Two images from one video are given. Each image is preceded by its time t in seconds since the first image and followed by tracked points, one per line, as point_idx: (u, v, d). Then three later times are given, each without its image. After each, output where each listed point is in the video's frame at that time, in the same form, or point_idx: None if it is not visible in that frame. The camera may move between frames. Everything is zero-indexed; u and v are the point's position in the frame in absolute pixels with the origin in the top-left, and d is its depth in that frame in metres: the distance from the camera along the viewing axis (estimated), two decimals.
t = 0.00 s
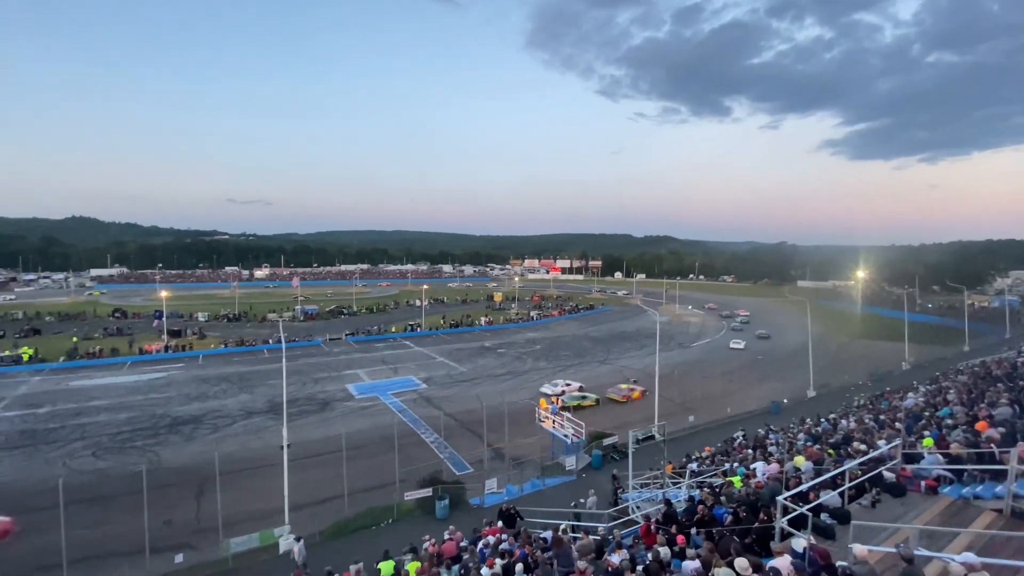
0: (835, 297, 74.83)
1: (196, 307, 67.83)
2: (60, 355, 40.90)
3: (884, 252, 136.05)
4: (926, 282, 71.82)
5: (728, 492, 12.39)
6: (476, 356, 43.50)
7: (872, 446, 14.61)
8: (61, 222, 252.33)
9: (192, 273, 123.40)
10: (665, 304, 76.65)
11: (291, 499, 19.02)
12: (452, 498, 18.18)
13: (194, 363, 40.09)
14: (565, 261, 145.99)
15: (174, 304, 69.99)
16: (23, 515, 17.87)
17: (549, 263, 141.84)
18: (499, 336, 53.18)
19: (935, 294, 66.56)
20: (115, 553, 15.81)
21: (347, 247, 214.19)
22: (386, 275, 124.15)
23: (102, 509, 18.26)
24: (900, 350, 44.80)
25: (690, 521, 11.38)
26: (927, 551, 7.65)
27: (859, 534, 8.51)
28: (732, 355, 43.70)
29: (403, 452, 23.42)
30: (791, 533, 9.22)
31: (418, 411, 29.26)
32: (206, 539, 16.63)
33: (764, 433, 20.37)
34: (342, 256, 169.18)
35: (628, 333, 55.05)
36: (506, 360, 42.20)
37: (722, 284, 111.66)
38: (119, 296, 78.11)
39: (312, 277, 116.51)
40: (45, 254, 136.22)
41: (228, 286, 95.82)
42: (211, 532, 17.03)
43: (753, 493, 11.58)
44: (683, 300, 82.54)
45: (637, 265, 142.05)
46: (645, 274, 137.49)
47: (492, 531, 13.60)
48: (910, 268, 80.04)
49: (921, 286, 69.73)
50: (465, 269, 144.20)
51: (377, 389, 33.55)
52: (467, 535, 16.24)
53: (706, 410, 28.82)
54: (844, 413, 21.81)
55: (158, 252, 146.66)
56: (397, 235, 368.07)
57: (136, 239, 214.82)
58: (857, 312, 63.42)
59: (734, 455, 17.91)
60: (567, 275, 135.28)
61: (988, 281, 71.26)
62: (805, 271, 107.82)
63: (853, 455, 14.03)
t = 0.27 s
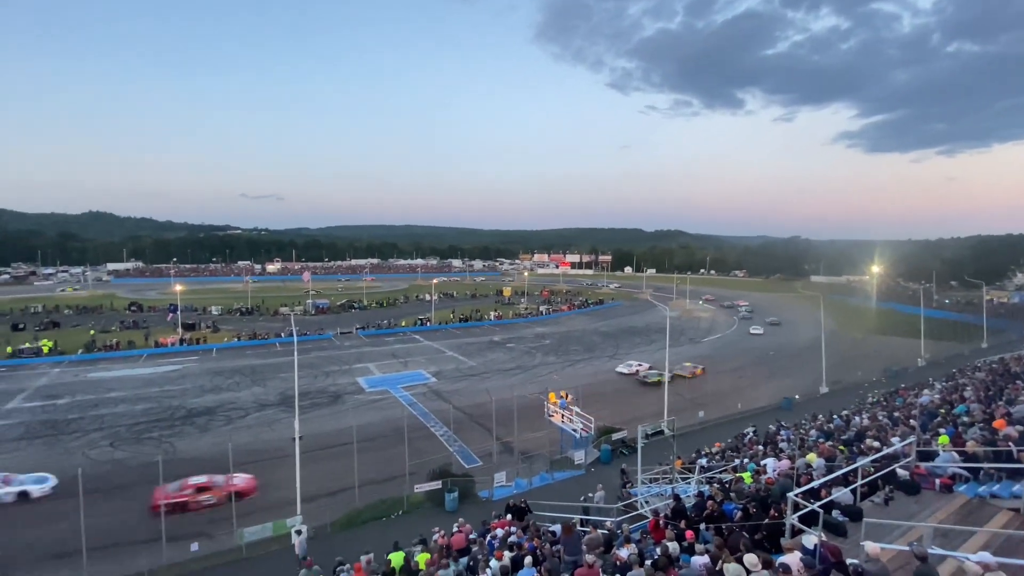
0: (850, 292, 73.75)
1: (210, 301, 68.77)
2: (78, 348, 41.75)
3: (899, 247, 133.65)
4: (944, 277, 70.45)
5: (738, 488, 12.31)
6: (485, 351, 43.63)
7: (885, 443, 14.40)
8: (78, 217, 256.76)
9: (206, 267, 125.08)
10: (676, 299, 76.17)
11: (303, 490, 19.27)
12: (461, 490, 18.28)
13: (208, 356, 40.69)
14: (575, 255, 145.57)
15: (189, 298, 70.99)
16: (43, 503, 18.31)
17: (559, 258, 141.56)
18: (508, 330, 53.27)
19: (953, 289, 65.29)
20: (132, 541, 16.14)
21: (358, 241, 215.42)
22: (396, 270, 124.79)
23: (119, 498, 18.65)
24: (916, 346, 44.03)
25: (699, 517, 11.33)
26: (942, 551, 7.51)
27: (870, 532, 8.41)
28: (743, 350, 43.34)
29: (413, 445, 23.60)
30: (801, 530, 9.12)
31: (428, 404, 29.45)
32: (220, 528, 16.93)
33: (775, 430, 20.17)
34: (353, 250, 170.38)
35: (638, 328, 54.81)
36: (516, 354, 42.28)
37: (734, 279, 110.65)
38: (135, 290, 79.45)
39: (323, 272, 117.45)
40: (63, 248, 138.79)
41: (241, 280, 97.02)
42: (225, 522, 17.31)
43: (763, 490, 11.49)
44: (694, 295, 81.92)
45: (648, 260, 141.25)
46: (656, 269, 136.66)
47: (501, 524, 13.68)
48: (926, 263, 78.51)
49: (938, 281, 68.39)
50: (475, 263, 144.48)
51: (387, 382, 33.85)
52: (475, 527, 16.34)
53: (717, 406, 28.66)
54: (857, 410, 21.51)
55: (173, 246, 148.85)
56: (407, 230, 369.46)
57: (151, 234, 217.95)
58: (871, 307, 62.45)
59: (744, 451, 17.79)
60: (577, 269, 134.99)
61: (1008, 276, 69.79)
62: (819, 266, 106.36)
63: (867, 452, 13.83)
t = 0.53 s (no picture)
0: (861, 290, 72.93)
1: (220, 295, 69.40)
2: (91, 341, 42.37)
3: (912, 245, 131.87)
4: (957, 276, 69.45)
5: (745, 487, 12.27)
6: (492, 347, 43.71)
7: (894, 443, 14.28)
8: (90, 212, 259.88)
9: (216, 261, 126.20)
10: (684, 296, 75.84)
11: (310, 483, 19.47)
12: (467, 485, 18.37)
13: (217, 350, 41.11)
14: (582, 252, 145.19)
15: (199, 292, 71.71)
16: (57, 493, 18.65)
17: (566, 255, 141.25)
18: (515, 327, 53.30)
19: (966, 288, 64.36)
20: (143, 531, 16.41)
21: (365, 237, 216.22)
22: (404, 265, 125.21)
23: (131, 489, 18.96)
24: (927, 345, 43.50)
25: (705, 515, 11.31)
26: (951, 553, 7.45)
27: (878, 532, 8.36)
28: (752, 348, 43.06)
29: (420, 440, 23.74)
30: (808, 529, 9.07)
31: (435, 399, 29.59)
32: (228, 520, 17.15)
33: (782, 428, 20.05)
34: (361, 246, 171.11)
35: (645, 325, 54.63)
36: (522, 351, 42.35)
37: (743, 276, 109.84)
38: (147, 284, 80.39)
39: (331, 267, 118.14)
40: (76, 242, 140.62)
41: (250, 275, 97.75)
42: (234, 514, 17.54)
43: (770, 489, 11.44)
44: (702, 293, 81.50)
45: (656, 257, 140.58)
46: (664, 266, 136.02)
47: (507, 519, 13.75)
48: (940, 261, 77.38)
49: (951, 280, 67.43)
50: (482, 260, 144.53)
51: (394, 377, 34.04)
52: (481, 522, 16.43)
53: (724, 404, 28.53)
54: (866, 409, 21.33)
55: (183, 241, 150.31)
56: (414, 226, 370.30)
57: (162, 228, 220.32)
58: (882, 306, 61.72)
59: (751, 450, 17.70)
60: (584, 266, 134.61)
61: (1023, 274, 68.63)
62: (829, 264, 105.26)
63: (875, 452, 13.72)
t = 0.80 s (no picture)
0: (870, 291, 72.26)
1: (228, 291, 69.92)
2: (101, 335, 42.86)
3: (923, 246, 130.33)
4: (969, 278, 68.64)
5: (750, 487, 12.22)
6: (497, 345, 43.75)
7: (902, 445, 14.15)
8: (101, 207, 262.35)
9: (225, 257, 127.09)
10: (690, 296, 75.54)
11: (316, 477, 19.60)
12: (471, 482, 18.41)
13: (225, 345, 41.47)
14: (589, 250, 144.87)
15: (207, 287, 72.32)
16: (67, 484, 18.90)
17: (572, 253, 140.97)
18: (520, 325, 53.32)
19: (978, 290, 63.58)
20: (150, 523, 16.60)
21: (372, 234, 216.88)
22: (410, 263, 125.56)
23: (139, 482, 19.17)
24: (937, 347, 43.03)
25: (709, 515, 11.28)
26: (957, 556, 7.38)
27: (883, 535, 8.30)
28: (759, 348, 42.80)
29: (424, 436, 23.83)
30: (813, 531, 9.01)
31: (440, 396, 29.68)
32: (235, 513, 17.32)
33: (789, 429, 19.93)
34: (368, 243, 171.71)
35: (651, 325, 54.46)
36: (527, 349, 42.36)
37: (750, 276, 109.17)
38: (156, 279, 81.16)
39: (338, 264, 118.68)
40: (87, 237, 142.21)
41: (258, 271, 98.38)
42: (240, 507, 17.71)
43: (775, 489, 11.39)
44: (709, 292, 81.11)
45: (662, 256, 140.01)
46: (670, 265, 135.44)
47: (510, 516, 13.79)
48: (951, 262, 76.46)
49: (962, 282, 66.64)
50: (488, 258, 144.60)
51: (400, 374, 34.18)
52: (485, 519, 16.48)
53: (730, 404, 28.40)
54: (874, 411, 21.15)
55: (193, 237, 151.60)
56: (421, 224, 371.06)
57: (171, 224, 222.22)
58: (892, 307, 61.12)
59: (757, 451, 17.61)
60: (590, 265, 134.33)
61: None
62: (838, 264, 104.34)
63: (882, 454, 13.61)
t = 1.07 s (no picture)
0: (882, 293, 71.35)
1: (238, 287, 70.62)
2: (115, 329, 43.51)
3: (937, 247, 128.27)
4: (984, 280, 67.53)
5: (757, 489, 12.14)
6: (504, 343, 43.80)
7: (913, 449, 13.98)
8: (114, 204, 265.82)
9: (235, 254, 128.31)
10: (699, 296, 75.09)
11: (323, 472, 19.78)
12: (477, 480, 18.45)
13: (235, 340, 41.90)
14: (597, 250, 144.46)
15: (218, 283, 73.10)
16: (80, 475, 19.25)
17: (580, 252, 140.54)
18: (527, 323, 53.33)
19: (994, 293, 62.53)
20: (161, 514, 16.86)
21: (381, 232, 217.75)
22: (418, 260, 126.03)
23: (150, 474, 19.47)
24: (951, 350, 42.40)
25: (715, 516, 11.24)
26: (966, 561, 7.31)
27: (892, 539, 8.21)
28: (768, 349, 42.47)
29: (431, 433, 23.93)
30: (820, 534, 8.95)
31: (447, 394, 29.79)
32: (244, 506, 17.53)
33: (798, 431, 19.76)
34: (377, 240, 172.55)
35: (659, 324, 54.22)
36: (534, 347, 42.36)
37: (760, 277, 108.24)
38: (168, 274, 82.14)
39: (347, 261, 119.42)
40: (101, 233, 144.21)
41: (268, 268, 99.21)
42: (249, 500, 17.92)
43: (782, 491, 11.31)
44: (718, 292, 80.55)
45: (671, 255, 139.25)
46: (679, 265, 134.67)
47: (515, 514, 13.83)
48: (966, 264, 75.27)
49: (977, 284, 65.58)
50: (496, 256, 144.67)
51: (407, 371, 34.35)
52: (490, 516, 16.53)
53: (738, 405, 28.23)
54: (885, 414, 20.91)
55: (204, 234, 153.20)
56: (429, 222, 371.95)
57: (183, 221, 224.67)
58: (905, 310, 60.32)
59: (765, 452, 17.49)
60: (599, 264, 133.91)
61: None
62: (850, 265, 103.12)
63: (893, 457, 13.46)
